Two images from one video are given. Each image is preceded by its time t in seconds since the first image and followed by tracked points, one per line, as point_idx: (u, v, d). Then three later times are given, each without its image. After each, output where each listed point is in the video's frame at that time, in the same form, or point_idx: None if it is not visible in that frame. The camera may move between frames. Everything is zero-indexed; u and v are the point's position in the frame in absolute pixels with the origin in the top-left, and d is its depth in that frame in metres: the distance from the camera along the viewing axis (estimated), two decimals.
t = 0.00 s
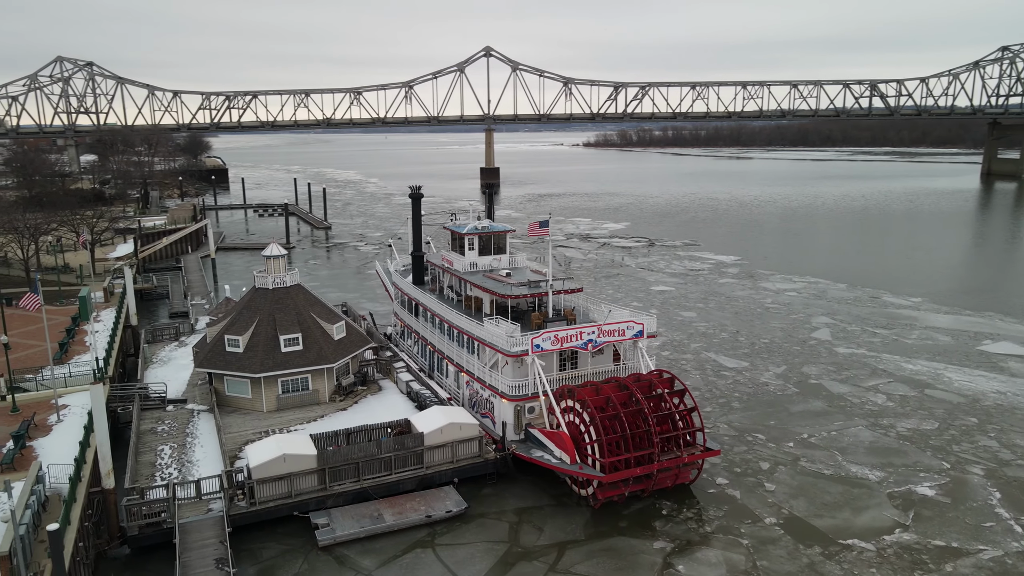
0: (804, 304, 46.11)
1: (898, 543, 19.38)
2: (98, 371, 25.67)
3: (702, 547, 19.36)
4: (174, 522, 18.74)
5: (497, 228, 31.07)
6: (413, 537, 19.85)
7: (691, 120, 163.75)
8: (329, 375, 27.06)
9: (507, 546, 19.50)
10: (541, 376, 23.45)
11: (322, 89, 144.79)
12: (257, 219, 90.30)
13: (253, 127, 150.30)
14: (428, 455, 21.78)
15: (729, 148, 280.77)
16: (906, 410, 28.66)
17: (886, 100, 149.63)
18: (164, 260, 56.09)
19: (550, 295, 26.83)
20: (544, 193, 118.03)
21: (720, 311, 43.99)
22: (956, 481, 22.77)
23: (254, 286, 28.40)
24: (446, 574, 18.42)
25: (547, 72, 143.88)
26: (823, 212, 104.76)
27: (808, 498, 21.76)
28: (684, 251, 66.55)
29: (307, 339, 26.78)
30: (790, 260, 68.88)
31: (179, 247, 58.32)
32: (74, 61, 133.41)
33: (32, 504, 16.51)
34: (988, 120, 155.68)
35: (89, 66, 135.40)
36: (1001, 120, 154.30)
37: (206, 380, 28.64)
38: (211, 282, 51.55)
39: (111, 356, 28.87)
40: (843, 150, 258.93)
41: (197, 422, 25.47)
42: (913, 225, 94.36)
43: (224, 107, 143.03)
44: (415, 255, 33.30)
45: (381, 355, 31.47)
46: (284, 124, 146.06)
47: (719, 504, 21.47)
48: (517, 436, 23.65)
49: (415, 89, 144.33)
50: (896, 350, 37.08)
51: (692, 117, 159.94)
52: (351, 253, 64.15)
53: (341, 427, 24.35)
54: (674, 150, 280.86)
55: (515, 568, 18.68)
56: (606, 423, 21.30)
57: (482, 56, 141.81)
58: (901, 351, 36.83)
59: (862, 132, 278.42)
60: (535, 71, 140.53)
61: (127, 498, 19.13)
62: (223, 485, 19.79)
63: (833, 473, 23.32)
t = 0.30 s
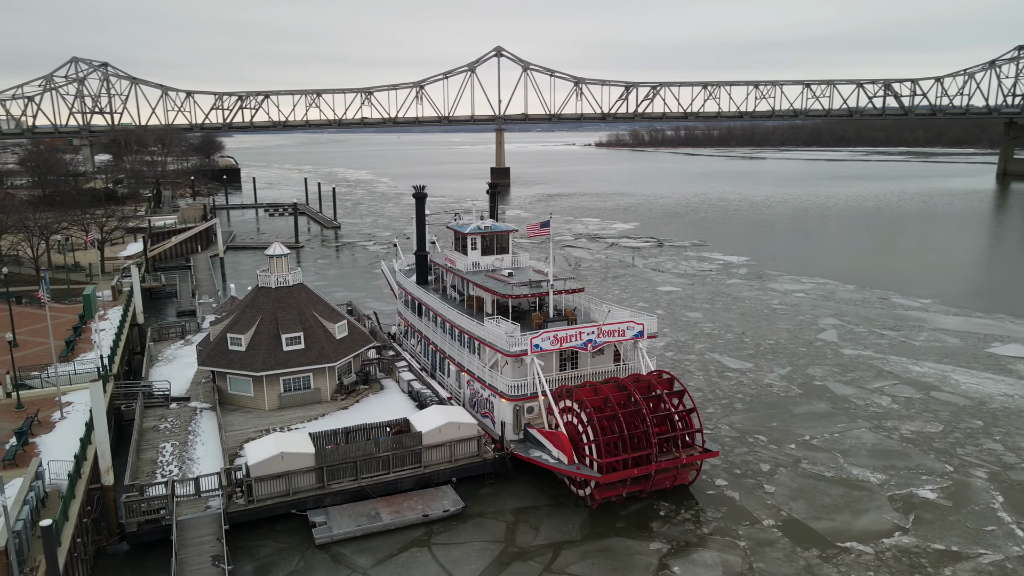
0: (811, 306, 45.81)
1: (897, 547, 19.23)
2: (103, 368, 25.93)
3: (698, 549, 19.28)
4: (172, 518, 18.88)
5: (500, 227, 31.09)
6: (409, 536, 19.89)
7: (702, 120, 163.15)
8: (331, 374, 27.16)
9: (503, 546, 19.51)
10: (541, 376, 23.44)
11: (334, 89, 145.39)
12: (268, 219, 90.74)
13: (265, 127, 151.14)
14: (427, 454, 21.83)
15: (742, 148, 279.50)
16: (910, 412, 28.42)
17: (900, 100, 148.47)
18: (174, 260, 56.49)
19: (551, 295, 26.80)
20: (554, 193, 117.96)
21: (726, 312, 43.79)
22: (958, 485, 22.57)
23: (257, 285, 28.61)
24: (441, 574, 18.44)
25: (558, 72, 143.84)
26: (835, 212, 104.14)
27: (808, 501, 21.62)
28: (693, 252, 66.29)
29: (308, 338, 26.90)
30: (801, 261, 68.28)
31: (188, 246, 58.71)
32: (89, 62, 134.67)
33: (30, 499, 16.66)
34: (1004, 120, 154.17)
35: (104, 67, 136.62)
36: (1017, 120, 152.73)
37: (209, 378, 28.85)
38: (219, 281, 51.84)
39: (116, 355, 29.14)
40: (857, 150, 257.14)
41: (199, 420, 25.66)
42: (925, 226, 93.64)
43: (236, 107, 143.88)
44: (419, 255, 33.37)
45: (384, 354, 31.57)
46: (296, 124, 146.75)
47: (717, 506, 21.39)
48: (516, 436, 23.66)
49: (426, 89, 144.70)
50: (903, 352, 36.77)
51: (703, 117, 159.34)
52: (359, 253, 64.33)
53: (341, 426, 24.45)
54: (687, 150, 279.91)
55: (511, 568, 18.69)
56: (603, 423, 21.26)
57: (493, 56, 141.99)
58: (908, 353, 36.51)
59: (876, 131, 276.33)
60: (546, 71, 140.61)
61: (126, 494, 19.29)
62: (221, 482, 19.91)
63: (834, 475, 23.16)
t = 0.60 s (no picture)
0: (819, 307, 45.53)
1: (895, 550, 19.10)
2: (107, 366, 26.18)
3: (694, 550, 19.23)
4: (170, 516, 19.03)
5: (502, 227, 31.14)
6: (405, 535, 19.94)
7: (713, 120, 162.43)
8: (332, 373, 27.24)
9: (498, 546, 19.54)
10: (539, 376, 23.41)
11: (344, 90, 145.98)
12: (278, 218, 91.23)
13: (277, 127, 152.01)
14: (424, 454, 21.88)
15: (754, 149, 278.21)
16: (914, 415, 28.19)
17: (913, 100, 147.31)
18: (183, 259, 56.92)
19: (551, 295, 26.76)
20: (563, 193, 117.92)
21: (731, 313, 43.61)
22: (959, 488, 22.37)
23: (260, 285, 28.82)
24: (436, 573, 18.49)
25: (569, 72, 143.75)
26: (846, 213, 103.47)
27: (807, 503, 21.51)
28: (701, 252, 66.09)
29: (310, 337, 27.02)
30: (810, 262, 67.73)
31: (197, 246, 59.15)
32: (103, 62, 135.98)
33: (28, 495, 16.86)
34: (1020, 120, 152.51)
35: (118, 67, 137.92)
36: None
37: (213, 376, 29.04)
38: (227, 279, 52.18)
39: (121, 353, 29.43)
40: (871, 150, 255.28)
41: (201, 418, 25.84)
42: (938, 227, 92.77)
43: (248, 107, 144.75)
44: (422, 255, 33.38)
45: (385, 353, 31.65)
46: (307, 124, 147.49)
47: (715, 507, 21.30)
48: (515, 436, 23.67)
49: (436, 89, 144.98)
50: (909, 354, 36.49)
51: (714, 117, 158.76)
52: (367, 252, 64.57)
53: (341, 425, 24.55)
54: (698, 150, 278.94)
55: (505, 568, 18.71)
56: (600, 423, 21.22)
57: (503, 56, 142.09)
58: (915, 355, 36.23)
59: (890, 130, 274.09)
60: (556, 71, 140.71)
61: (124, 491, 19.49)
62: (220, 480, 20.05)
63: (833, 478, 23.02)
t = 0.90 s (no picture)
0: (825, 308, 45.27)
1: (892, 553, 18.98)
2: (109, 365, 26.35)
3: (689, 552, 19.17)
4: (167, 513, 19.12)
5: (504, 227, 31.15)
6: (400, 534, 19.99)
7: (724, 120, 161.73)
8: (333, 372, 27.33)
9: (492, 546, 19.55)
10: (537, 377, 23.39)
11: (354, 90, 146.44)
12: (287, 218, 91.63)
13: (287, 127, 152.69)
14: (421, 453, 21.92)
15: (766, 149, 277.01)
16: (917, 417, 27.97)
17: (926, 99, 146.24)
18: (190, 258, 57.33)
19: (550, 295, 26.72)
20: (572, 193, 117.85)
21: (736, 314, 43.39)
22: (960, 492, 22.18)
23: (262, 284, 28.99)
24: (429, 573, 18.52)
25: (578, 72, 143.60)
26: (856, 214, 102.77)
27: (804, 505, 21.39)
28: (708, 253, 65.86)
29: (310, 336, 27.14)
30: (818, 263, 67.29)
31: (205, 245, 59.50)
32: (116, 62, 137.04)
33: (25, 493, 16.99)
34: None
35: (130, 68, 138.99)
36: None
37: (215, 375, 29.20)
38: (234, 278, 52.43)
39: (125, 351, 29.65)
40: (883, 150, 253.51)
41: (202, 416, 25.98)
42: (949, 227, 91.90)
43: (259, 108, 145.48)
44: (424, 255, 33.45)
45: (387, 353, 31.73)
46: (317, 124, 148.08)
47: (711, 509, 21.21)
48: (513, 436, 23.64)
49: (446, 89, 145.16)
50: (914, 356, 36.20)
51: (725, 117, 158.15)
52: (374, 252, 64.73)
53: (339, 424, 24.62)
54: (709, 150, 277.91)
55: (499, 568, 18.71)
56: (596, 424, 21.20)
57: (513, 56, 142.13)
58: (920, 357, 35.94)
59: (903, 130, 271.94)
60: (565, 71, 140.70)
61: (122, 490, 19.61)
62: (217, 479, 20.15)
63: (832, 480, 22.87)
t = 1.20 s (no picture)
0: (830, 309, 45.00)
1: (888, 557, 18.85)
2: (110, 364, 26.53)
3: (683, 553, 19.12)
4: (163, 511, 19.27)
5: (504, 227, 31.14)
6: (395, 534, 20.03)
7: (734, 120, 161.08)
8: (333, 372, 27.41)
9: (486, 546, 19.57)
10: (534, 377, 23.36)
11: (364, 90, 146.82)
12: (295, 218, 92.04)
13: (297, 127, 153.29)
14: (417, 453, 21.96)
15: (777, 149, 275.74)
16: (919, 420, 27.76)
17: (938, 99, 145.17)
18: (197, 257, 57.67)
19: (549, 296, 26.65)
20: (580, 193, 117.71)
21: (740, 315, 43.20)
22: (960, 495, 21.98)
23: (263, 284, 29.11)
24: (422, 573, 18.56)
25: (587, 72, 143.36)
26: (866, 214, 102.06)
27: (801, 508, 21.28)
28: (714, 253, 65.62)
29: (310, 336, 27.24)
30: (826, 264, 66.78)
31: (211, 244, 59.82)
32: (127, 62, 138.06)
33: (21, 490, 17.17)
34: None
35: (142, 68, 140.00)
36: None
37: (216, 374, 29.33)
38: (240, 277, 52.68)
39: (128, 350, 29.85)
40: (895, 150, 251.71)
41: (202, 415, 26.12)
42: (959, 228, 91.15)
43: (269, 108, 146.15)
44: (426, 254, 33.44)
45: (387, 353, 31.80)
46: (326, 124, 148.56)
47: (707, 511, 21.12)
48: (510, 436, 23.65)
49: (455, 89, 145.27)
50: (919, 358, 35.90)
51: (735, 117, 157.48)
52: (380, 252, 64.88)
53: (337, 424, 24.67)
54: (720, 150, 276.87)
55: (492, 568, 18.72)
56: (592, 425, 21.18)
57: (521, 56, 142.04)
58: (925, 359, 35.65)
59: (915, 129, 269.84)
60: (574, 71, 140.51)
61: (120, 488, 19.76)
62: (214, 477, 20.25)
63: (831, 483, 22.73)
